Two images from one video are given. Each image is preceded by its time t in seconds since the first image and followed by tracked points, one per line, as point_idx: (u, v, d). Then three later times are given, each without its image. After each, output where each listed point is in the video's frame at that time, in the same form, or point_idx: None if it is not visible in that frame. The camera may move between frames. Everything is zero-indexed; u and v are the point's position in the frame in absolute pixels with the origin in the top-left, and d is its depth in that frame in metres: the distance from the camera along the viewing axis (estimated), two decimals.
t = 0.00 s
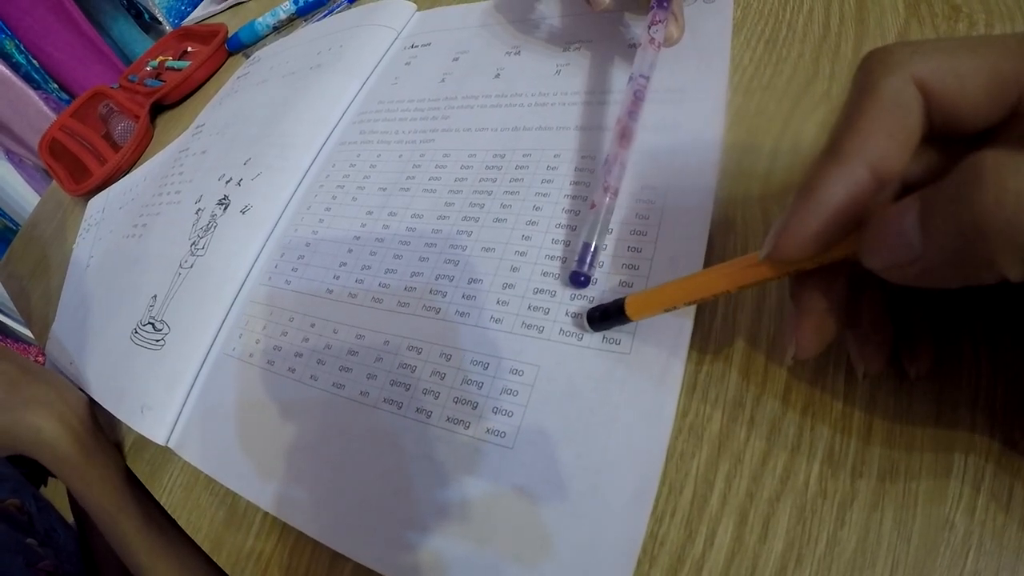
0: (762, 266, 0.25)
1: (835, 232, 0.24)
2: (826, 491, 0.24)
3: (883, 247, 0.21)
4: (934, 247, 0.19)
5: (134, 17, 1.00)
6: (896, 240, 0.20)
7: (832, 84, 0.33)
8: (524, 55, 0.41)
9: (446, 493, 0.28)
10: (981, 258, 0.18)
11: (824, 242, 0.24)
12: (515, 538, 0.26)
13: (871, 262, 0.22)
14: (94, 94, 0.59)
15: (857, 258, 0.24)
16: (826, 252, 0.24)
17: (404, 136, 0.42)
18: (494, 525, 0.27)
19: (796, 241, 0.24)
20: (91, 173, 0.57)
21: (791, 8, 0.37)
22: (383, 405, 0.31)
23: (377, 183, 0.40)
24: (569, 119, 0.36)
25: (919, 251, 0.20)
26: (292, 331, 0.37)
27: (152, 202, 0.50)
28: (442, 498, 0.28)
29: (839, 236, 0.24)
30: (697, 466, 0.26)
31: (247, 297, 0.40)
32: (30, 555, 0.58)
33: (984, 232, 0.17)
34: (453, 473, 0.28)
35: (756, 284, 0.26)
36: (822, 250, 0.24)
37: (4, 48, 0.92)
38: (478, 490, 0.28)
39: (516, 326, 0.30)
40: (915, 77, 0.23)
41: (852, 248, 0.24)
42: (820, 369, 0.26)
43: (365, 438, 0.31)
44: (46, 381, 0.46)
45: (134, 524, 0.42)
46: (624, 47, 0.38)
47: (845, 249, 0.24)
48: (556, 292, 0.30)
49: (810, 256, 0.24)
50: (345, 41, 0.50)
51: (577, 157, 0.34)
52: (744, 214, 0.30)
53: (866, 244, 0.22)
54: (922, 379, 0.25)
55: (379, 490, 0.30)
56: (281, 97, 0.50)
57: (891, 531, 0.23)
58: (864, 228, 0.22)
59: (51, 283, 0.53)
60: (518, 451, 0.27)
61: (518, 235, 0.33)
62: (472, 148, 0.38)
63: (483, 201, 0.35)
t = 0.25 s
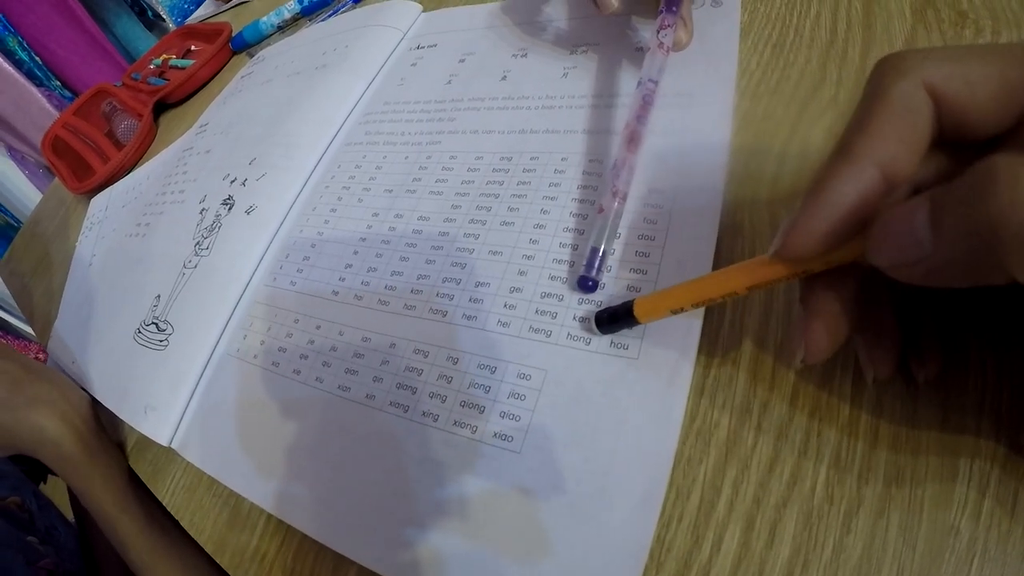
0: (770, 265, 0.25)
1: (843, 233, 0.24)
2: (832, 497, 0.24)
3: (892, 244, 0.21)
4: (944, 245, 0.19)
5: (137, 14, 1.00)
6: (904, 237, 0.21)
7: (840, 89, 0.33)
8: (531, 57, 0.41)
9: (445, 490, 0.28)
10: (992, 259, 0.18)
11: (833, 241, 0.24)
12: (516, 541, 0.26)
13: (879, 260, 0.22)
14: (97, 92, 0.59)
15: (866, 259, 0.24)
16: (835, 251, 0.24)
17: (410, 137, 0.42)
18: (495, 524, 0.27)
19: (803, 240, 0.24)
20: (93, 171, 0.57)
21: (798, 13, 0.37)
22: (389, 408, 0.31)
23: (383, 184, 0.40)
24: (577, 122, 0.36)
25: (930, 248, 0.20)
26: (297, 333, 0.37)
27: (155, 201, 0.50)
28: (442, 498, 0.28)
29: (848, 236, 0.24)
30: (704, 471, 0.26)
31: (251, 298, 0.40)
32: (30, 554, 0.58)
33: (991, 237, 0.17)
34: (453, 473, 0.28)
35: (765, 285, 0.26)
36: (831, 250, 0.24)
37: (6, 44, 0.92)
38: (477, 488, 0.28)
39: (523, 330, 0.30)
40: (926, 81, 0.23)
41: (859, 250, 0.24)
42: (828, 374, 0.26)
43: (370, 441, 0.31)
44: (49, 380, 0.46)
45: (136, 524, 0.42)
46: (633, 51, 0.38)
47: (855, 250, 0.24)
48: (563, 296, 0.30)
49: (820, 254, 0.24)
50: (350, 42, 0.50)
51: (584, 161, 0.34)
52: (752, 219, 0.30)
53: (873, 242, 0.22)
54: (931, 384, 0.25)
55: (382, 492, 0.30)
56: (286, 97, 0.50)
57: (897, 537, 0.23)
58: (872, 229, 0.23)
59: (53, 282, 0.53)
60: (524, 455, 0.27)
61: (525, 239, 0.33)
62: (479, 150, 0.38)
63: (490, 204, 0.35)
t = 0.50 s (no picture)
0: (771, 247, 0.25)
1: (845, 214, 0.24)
2: (830, 495, 0.24)
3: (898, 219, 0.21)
4: (957, 218, 0.19)
5: (137, 17, 1.00)
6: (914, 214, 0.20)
7: (836, 88, 0.33)
8: (528, 57, 0.41)
9: (445, 491, 0.28)
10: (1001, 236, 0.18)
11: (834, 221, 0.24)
12: (513, 540, 0.26)
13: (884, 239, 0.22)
14: (97, 95, 0.59)
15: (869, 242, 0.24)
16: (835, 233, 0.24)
17: (408, 138, 0.42)
18: (491, 525, 0.27)
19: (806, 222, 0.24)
20: (93, 173, 0.57)
21: (795, 11, 0.37)
22: (388, 408, 0.31)
23: (382, 185, 0.40)
24: (573, 121, 0.36)
25: (939, 223, 0.20)
26: (296, 334, 0.37)
27: (155, 204, 0.50)
28: (439, 497, 0.28)
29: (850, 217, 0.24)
30: (702, 470, 0.26)
31: (250, 299, 0.40)
32: (31, 557, 0.58)
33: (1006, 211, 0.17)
34: (452, 471, 0.29)
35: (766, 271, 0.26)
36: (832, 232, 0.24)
37: (6, 48, 0.92)
38: (476, 487, 0.28)
39: (521, 330, 0.30)
40: (930, 59, 0.22)
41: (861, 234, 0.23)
42: (825, 372, 0.26)
43: (369, 441, 0.31)
44: (51, 382, 0.47)
45: (137, 526, 0.42)
46: (629, 50, 0.38)
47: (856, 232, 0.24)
48: (561, 296, 0.30)
49: (821, 236, 0.24)
50: (348, 43, 0.50)
51: (581, 160, 0.34)
52: (750, 217, 0.30)
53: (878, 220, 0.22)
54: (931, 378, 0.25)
55: (381, 491, 0.30)
56: (285, 98, 0.50)
57: (895, 534, 0.23)
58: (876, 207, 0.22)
59: (53, 284, 0.53)
60: (522, 454, 0.27)
61: (523, 239, 0.33)
62: (477, 151, 0.38)
63: (488, 204, 0.35)
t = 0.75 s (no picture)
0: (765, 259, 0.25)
1: (841, 225, 0.24)
2: (828, 493, 0.24)
3: (890, 233, 0.21)
4: (945, 235, 0.19)
5: (137, 14, 1.00)
6: (905, 228, 0.21)
7: (836, 87, 0.33)
8: (529, 56, 0.42)
9: (445, 490, 0.28)
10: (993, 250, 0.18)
11: (831, 233, 0.24)
12: (513, 537, 0.26)
13: (879, 252, 0.22)
14: (97, 92, 0.59)
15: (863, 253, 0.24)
16: (832, 244, 0.24)
17: (409, 136, 0.42)
18: (490, 522, 0.27)
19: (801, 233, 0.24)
20: (94, 170, 0.57)
21: (795, 11, 0.37)
22: (388, 405, 0.31)
23: (382, 183, 0.40)
24: (573, 120, 0.36)
25: (929, 238, 0.20)
26: (297, 331, 0.37)
27: (155, 201, 0.50)
28: (439, 493, 0.28)
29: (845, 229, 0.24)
30: (700, 467, 0.26)
31: (251, 296, 0.40)
32: (31, 554, 0.58)
33: (996, 230, 0.17)
34: (452, 469, 0.29)
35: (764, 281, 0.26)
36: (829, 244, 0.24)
37: (6, 45, 0.92)
38: (475, 485, 0.28)
39: (522, 327, 0.30)
40: (921, 70, 0.23)
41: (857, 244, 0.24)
42: (824, 370, 0.26)
43: (370, 438, 0.31)
44: (52, 380, 0.47)
45: (136, 522, 0.42)
46: (629, 50, 0.38)
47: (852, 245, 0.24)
48: (561, 294, 0.31)
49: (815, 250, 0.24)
50: (349, 41, 0.50)
51: (581, 159, 0.35)
52: (749, 216, 0.30)
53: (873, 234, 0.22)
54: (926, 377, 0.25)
55: (380, 489, 0.30)
56: (286, 96, 0.50)
57: (892, 532, 0.23)
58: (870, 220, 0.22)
59: (53, 281, 0.53)
60: (522, 451, 0.28)
61: (523, 237, 0.33)
62: (478, 149, 0.38)
63: (489, 202, 0.35)
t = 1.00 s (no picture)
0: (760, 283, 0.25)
1: (832, 250, 0.23)
2: (828, 493, 0.24)
3: (882, 264, 0.21)
4: (935, 258, 0.19)
5: (134, 15, 1.00)
6: (895, 255, 0.20)
7: (834, 87, 0.33)
8: (526, 55, 0.41)
9: (445, 492, 0.28)
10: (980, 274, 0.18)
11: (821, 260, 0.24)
12: (512, 539, 0.26)
13: (869, 280, 0.22)
14: (95, 93, 0.59)
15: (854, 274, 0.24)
16: (823, 268, 0.24)
17: (406, 136, 0.41)
18: (488, 525, 0.27)
19: (793, 260, 0.24)
20: (91, 171, 0.57)
21: (794, 10, 0.37)
22: (385, 406, 0.31)
23: (379, 183, 0.40)
24: (571, 119, 0.36)
25: (919, 263, 0.20)
26: (293, 332, 0.37)
27: (153, 202, 0.50)
28: (438, 495, 0.28)
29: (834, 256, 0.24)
30: (699, 468, 0.26)
31: (248, 297, 0.40)
32: (30, 556, 0.58)
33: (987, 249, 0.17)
34: (450, 470, 0.28)
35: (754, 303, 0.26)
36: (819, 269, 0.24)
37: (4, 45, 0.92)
38: (475, 487, 0.28)
39: (519, 328, 0.30)
40: (914, 87, 0.22)
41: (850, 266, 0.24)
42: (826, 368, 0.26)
43: (368, 439, 0.31)
44: (49, 381, 0.47)
45: (134, 524, 0.42)
46: (625, 44, 0.38)
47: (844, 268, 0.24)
48: (558, 294, 0.30)
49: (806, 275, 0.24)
50: (346, 41, 0.50)
51: (578, 158, 0.34)
52: (747, 215, 0.30)
53: (863, 261, 0.22)
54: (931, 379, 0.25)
55: (378, 490, 0.30)
56: (283, 96, 0.50)
57: (893, 533, 0.23)
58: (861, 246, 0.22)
59: (51, 282, 0.53)
60: (519, 453, 0.27)
61: (520, 237, 0.33)
62: (475, 149, 0.38)
63: (486, 202, 0.35)
